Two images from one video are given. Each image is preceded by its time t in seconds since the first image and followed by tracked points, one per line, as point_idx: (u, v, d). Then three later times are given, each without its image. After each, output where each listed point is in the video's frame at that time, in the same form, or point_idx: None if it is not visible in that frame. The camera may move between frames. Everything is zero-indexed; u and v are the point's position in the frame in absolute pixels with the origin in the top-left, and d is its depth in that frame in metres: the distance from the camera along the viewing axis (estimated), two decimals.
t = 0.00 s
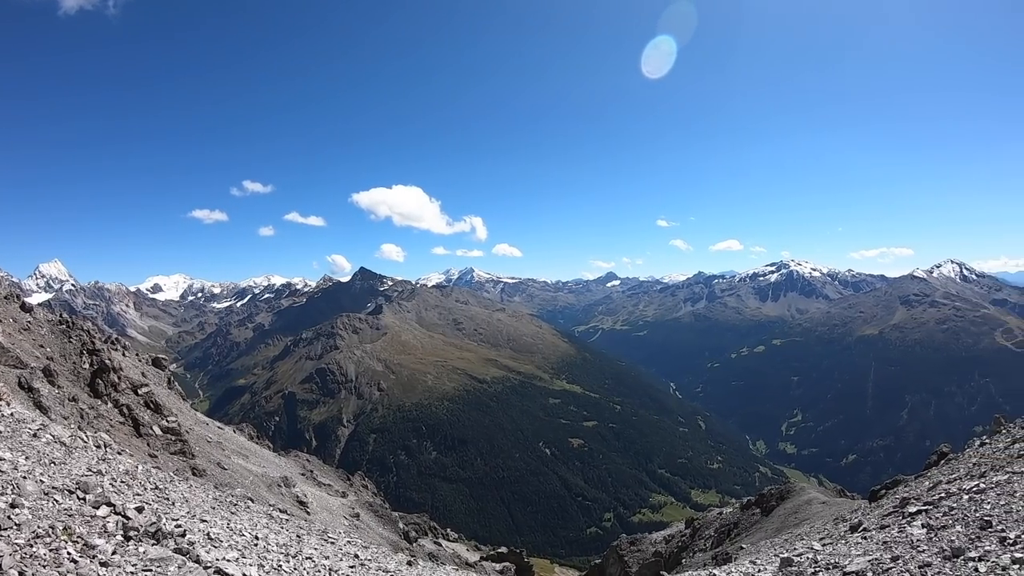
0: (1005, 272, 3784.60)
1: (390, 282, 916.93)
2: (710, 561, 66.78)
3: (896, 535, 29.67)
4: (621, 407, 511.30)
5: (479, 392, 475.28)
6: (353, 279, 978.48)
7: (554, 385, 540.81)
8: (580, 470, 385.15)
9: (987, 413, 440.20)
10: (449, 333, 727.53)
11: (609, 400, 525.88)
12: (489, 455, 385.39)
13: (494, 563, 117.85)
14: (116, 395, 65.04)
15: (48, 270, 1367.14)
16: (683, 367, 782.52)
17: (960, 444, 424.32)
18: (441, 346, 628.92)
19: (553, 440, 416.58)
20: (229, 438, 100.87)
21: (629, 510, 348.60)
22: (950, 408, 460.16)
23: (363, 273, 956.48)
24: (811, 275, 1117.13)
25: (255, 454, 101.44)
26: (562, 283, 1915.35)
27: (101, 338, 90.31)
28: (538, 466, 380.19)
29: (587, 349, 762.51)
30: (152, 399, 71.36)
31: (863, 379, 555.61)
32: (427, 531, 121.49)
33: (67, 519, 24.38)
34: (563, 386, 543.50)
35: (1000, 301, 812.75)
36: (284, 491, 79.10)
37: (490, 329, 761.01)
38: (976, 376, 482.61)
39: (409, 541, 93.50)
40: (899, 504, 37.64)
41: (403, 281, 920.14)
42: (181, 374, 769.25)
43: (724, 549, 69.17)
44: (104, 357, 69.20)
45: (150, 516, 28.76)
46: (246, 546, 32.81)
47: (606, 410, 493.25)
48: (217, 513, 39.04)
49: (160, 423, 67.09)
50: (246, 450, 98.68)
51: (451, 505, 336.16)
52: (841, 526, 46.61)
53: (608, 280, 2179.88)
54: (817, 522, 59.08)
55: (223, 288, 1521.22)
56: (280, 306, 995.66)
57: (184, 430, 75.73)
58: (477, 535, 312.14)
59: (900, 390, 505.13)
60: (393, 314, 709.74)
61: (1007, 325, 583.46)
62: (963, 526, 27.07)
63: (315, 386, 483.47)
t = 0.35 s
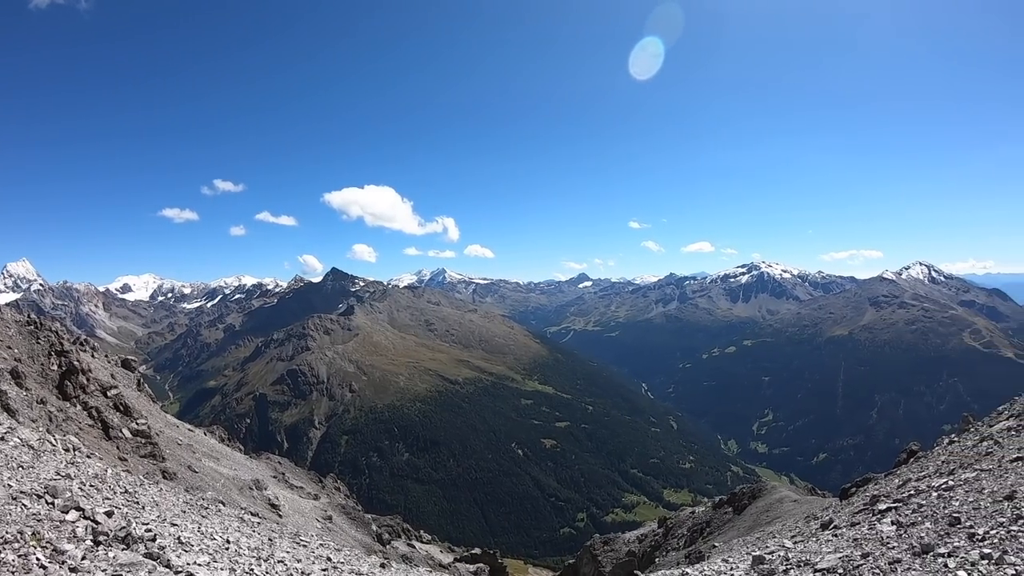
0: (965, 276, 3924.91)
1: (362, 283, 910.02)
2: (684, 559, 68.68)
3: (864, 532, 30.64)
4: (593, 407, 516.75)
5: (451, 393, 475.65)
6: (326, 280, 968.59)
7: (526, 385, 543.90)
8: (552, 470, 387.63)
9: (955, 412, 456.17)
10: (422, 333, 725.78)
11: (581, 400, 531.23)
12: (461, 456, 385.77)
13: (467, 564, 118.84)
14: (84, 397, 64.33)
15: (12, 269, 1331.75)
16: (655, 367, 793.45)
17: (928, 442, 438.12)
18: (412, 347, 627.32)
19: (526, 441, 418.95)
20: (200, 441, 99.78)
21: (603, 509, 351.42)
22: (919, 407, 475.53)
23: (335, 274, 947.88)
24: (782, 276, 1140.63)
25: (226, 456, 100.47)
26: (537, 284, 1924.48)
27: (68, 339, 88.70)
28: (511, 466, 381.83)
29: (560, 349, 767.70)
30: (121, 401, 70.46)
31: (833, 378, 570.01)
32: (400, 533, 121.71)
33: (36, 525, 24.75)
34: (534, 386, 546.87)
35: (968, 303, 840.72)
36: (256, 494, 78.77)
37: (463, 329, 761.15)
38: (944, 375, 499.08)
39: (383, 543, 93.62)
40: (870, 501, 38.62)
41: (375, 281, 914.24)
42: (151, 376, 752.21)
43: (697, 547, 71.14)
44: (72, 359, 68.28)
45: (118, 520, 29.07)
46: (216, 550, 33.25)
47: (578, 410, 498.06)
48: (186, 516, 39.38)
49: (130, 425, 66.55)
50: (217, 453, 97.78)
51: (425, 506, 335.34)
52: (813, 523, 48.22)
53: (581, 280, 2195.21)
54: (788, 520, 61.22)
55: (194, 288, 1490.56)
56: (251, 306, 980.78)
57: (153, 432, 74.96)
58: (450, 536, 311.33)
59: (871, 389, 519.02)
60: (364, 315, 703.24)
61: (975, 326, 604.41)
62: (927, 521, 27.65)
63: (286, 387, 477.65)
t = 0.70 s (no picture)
0: (936, 275, 4025.64)
1: (341, 284, 902.27)
2: (665, 558, 68.88)
3: (842, 528, 30.93)
4: (573, 407, 519.06)
5: (431, 394, 473.82)
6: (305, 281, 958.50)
7: (506, 386, 544.43)
8: (533, 470, 388.06)
9: (933, 408, 466.95)
10: (402, 334, 721.78)
11: (561, 400, 533.21)
12: (442, 457, 384.27)
13: (449, 566, 118.08)
14: (62, 401, 62.24)
15: None
16: (636, 366, 800.36)
17: (904, 438, 447.78)
18: (392, 348, 623.10)
19: (506, 442, 418.98)
20: (178, 445, 97.41)
21: (584, 509, 352.65)
22: (898, 403, 485.89)
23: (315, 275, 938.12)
24: (760, 276, 1156.45)
25: (205, 460, 98.31)
26: (518, 284, 1927.62)
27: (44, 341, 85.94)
28: (492, 467, 381.26)
29: (541, 350, 769.42)
30: (99, 404, 68.46)
31: (810, 375, 580.01)
32: (382, 536, 120.35)
33: (10, 531, 23.66)
34: (515, 387, 547.54)
35: (945, 301, 859.49)
36: (236, 498, 77.12)
37: (443, 330, 758.57)
38: (923, 371, 510.44)
39: (364, 545, 92.43)
40: (851, 497, 38.91)
41: (354, 282, 907.00)
42: (129, 379, 738.13)
43: (679, 545, 71.54)
44: (48, 361, 66.04)
45: (96, 526, 28.07)
46: (196, 554, 32.20)
47: (559, 410, 499.92)
48: (166, 520, 38.13)
49: (108, 430, 64.62)
50: (196, 456, 95.63)
51: (407, 508, 333.05)
52: (791, 519, 48.71)
53: (558, 280, 2208.76)
54: (769, 517, 61.73)
55: (173, 290, 1467.85)
56: (229, 308, 967.09)
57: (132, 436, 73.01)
58: (432, 538, 309.47)
59: (850, 387, 528.50)
60: (343, 316, 695.81)
61: (951, 323, 618.59)
62: (906, 516, 27.89)
63: (265, 390, 471.14)
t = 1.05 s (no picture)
0: (906, 273, 4126.98)
1: (318, 284, 891.43)
2: (645, 554, 69.12)
3: (820, 523, 31.12)
4: (552, 405, 520.09)
5: (410, 394, 470.69)
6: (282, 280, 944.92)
7: (484, 385, 543.65)
8: (513, 470, 387.84)
9: (909, 404, 478.65)
10: (380, 334, 715.40)
11: (540, 399, 533.63)
12: (421, 456, 382.04)
13: (430, 566, 117.19)
14: (37, 404, 59.96)
15: None
16: (615, 364, 806.05)
17: (879, 434, 457.52)
18: (370, 347, 616.80)
19: (485, 441, 418.12)
20: (156, 447, 94.89)
21: (563, 507, 353.62)
22: (874, 400, 496.59)
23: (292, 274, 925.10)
24: (737, 274, 1171.85)
25: (183, 462, 96.01)
26: (498, 284, 1925.71)
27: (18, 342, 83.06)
28: (471, 466, 380.09)
29: (520, 349, 769.03)
30: (75, 407, 66.29)
31: (787, 372, 588.97)
32: (362, 537, 118.95)
33: None
34: (493, 386, 546.83)
35: (920, 299, 878.11)
36: (215, 501, 75.34)
37: (421, 330, 753.49)
38: (898, 368, 522.31)
39: (344, 547, 91.03)
40: (828, 492, 39.32)
41: (331, 282, 896.35)
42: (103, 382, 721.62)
43: (659, 542, 71.87)
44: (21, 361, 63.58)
45: (73, 530, 27.00)
46: (173, 558, 31.13)
47: (537, 409, 500.51)
48: (143, 525, 36.90)
49: (84, 433, 62.48)
50: (173, 459, 93.24)
51: (387, 509, 330.24)
52: (770, 516, 49.13)
53: (536, 279, 2213.00)
54: (747, 513, 62.26)
55: (149, 291, 1441.09)
56: (206, 308, 950.15)
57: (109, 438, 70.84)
58: (412, 538, 307.49)
59: (826, 384, 538.60)
60: (320, 316, 687.03)
61: (925, 321, 632.66)
62: (881, 511, 28.17)
63: (242, 391, 462.86)
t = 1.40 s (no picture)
0: (883, 274, 4206.55)
1: (300, 282, 882.49)
2: (627, 553, 69.26)
3: (801, 521, 31.35)
4: (534, 405, 521.08)
5: (391, 394, 467.70)
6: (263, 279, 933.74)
7: (466, 384, 542.58)
8: (495, 469, 387.61)
9: (890, 404, 488.00)
10: (361, 333, 710.08)
11: (521, 398, 534.02)
12: (403, 456, 380.03)
13: (411, 565, 116.64)
14: (15, 402, 58.15)
15: None
16: (598, 364, 810.30)
17: (859, 433, 465.61)
18: (351, 347, 611.74)
19: (467, 440, 417.14)
20: (136, 446, 92.89)
21: (545, 507, 354.35)
22: (855, 399, 504.80)
23: (273, 272, 914.58)
24: (719, 275, 1184.23)
25: (163, 462, 94.11)
26: (482, 284, 1923.65)
27: None
28: (452, 465, 378.99)
29: (503, 349, 768.65)
30: (56, 407, 64.74)
31: (769, 372, 596.68)
32: (343, 536, 117.93)
33: None
34: (475, 385, 545.63)
35: (900, 299, 894.81)
36: (196, 500, 73.95)
37: (403, 329, 749.40)
38: (879, 368, 531.59)
39: (327, 546, 90.35)
40: (808, 490, 39.72)
41: (313, 281, 887.73)
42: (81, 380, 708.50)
43: (640, 541, 72.09)
44: None
45: (51, 531, 26.17)
46: (154, 558, 30.26)
47: (519, 408, 500.97)
48: (122, 525, 36.01)
49: (64, 433, 60.87)
50: (153, 458, 91.36)
51: (369, 509, 327.95)
52: (750, 514, 49.60)
53: (520, 279, 2214.71)
54: (727, 512, 62.63)
55: (128, 289, 1416.09)
56: (186, 306, 936.62)
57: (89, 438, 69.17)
58: (394, 538, 305.57)
59: (807, 383, 546.42)
60: (302, 315, 679.93)
61: (905, 322, 644.45)
62: (860, 509, 28.40)
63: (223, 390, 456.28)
